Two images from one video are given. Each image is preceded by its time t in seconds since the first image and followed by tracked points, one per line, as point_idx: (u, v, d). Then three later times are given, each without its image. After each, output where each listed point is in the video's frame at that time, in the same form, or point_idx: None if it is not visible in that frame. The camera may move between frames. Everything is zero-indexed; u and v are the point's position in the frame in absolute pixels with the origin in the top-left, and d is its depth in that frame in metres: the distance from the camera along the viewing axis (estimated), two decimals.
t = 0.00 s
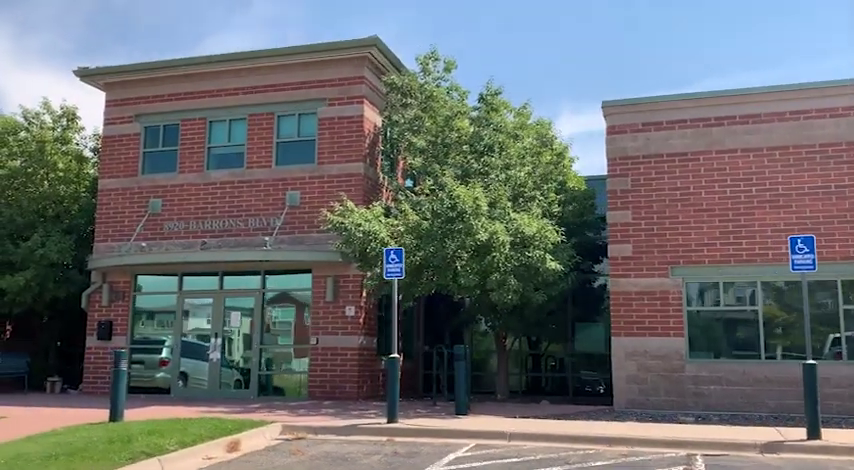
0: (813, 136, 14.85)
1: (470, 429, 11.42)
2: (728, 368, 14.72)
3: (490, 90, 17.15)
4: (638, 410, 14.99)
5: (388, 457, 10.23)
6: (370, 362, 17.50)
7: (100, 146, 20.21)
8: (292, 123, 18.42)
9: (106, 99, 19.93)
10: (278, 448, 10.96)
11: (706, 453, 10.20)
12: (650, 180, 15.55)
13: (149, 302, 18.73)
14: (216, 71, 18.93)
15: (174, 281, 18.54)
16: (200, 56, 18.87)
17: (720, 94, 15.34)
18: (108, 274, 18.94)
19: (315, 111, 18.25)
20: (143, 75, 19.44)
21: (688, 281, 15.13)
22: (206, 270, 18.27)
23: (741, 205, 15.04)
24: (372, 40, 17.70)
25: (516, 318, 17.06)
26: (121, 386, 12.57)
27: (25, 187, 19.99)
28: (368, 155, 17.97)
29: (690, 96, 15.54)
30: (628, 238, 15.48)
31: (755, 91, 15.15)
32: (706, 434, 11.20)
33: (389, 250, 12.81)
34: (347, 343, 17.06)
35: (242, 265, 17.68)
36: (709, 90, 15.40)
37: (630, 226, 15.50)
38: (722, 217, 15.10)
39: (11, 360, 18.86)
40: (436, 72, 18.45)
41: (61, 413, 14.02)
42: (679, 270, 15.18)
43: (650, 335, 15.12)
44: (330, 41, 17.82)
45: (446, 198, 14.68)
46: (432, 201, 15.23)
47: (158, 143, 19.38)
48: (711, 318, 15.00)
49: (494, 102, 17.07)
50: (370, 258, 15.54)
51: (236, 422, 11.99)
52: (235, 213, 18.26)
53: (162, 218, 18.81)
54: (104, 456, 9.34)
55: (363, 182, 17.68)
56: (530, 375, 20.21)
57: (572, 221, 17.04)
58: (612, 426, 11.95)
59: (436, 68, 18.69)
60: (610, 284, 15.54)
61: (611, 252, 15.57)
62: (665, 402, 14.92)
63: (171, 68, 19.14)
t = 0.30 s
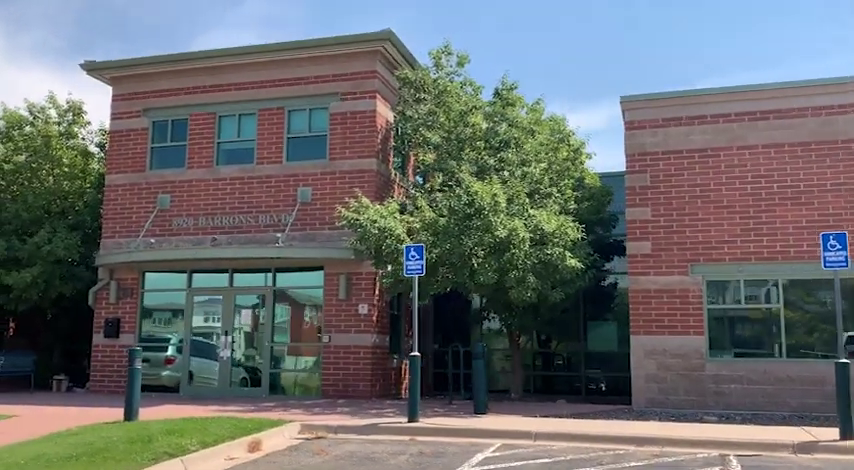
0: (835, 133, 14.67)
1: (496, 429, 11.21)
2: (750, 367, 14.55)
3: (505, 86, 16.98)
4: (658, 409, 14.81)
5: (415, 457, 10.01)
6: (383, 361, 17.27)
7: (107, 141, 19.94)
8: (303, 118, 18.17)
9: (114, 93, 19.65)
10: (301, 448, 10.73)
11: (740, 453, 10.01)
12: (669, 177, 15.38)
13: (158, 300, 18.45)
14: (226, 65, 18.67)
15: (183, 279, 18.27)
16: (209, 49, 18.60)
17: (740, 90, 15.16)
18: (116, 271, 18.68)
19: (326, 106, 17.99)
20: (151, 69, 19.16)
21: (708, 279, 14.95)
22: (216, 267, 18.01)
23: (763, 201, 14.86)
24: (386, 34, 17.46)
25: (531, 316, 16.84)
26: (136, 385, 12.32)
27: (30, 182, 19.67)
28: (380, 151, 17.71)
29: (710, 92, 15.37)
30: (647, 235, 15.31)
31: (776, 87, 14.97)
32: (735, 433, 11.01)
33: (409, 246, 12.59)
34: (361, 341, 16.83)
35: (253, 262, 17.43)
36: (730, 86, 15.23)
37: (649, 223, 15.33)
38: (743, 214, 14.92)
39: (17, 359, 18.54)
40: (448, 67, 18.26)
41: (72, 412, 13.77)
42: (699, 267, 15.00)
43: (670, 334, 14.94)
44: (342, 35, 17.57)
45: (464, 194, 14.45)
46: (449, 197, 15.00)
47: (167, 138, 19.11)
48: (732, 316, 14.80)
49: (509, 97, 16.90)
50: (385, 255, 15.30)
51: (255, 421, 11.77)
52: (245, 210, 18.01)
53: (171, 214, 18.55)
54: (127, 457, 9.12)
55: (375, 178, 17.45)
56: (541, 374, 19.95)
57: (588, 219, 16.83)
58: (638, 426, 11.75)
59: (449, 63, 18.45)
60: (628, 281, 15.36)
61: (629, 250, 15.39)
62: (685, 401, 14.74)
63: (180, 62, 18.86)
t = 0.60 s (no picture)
0: None
1: (523, 427, 11.05)
2: (772, 365, 14.41)
3: (522, 80, 16.77)
4: (678, 407, 14.65)
5: (445, 456, 9.83)
6: (397, 358, 17.08)
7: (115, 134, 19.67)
8: (316, 112, 17.95)
9: (122, 86, 19.37)
10: (326, 447, 10.55)
11: (774, 453, 9.86)
12: (690, 173, 15.22)
13: (168, 296, 18.23)
14: (238, 58, 18.43)
15: (194, 275, 18.08)
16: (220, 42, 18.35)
17: (762, 85, 14.99)
18: (125, 266, 18.42)
19: (339, 100, 17.77)
20: (161, 61, 18.90)
21: (729, 276, 14.81)
22: (228, 263, 17.79)
23: (785, 198, 14.70)
24: (401, 27, 17.24)
25: (546, 313, 16.67)
26: (153, 382, 12.09)
27: (38, 176, 19.36)
28: (395, 145, 17.51)
29: (731, 87, 15.19)
30: (668, 232, 15.15)
31: (798, 82, 14.81)
32: (765, 432, 10.86)
33: (431, 242, 12.37)
34: (375, 338, 16.64)
35: (265, 258, 17.21)
36: (751, 81, 15.06)
37: (670, 219, 15.18)
38: (764, 210, 14.77)
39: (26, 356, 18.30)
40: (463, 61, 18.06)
41: (87, 409, 13.54)
42: (720, 264, 14.86)
43: (690, 331, 14.79)
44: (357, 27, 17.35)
45: (483, 189, 14.25)
46: (468, 192, 14.78)
47: (177, 132, 18.85)
48: (753, 314, 14.67)
49: (527, 91, 16.69)
50: (402, 251, 15.06)
51: (277, 420, 11.57)
52: (257, 205, 17.79)
53: (181, 209, 18.30)
54: (154, 456, 8.91)
55: (390, 173, 17.23)
56: (551, 372, 19.77)
57: (605, 215, 16.65)
58: (666, 425, 11.59)
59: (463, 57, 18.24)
60: (648, 278, 15.19)
61: (649, 247, 15.22)
62: (706, 400, 14.59)
63: (190, 54, 18.60)
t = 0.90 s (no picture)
0: None
1: (550, 427, 10.86)
2: (793, 364, 14.26)
3: (538, 75, 16.50)
4: (698, 407, 14.50)
5: (474, 457, 9.64)
6: (410, 356, 16.87)
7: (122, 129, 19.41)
8: (327, 107, 17.71)
9: (130, 80, 19.11)
10: (350, 448, 10.35)
11: (809, 454, 9.70)
12: (709, 170, 15.05)
13: (177, 293, 17.96)
14: (248, 52, 18.18)
15: (204, 272, 17.81)
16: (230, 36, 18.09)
17: (783, 80, 14.83)
18: (133, 263, 18.16)
19: (352, 95, 17.54)
20: (170, 55, 18.64)
21: (750, 274, 14.65)
22: (239, 260, 17.55)
23: (806, 195, 14.54)
24: (415, 21, 17.02)
25: (561, 311, 16.48)
26: (169, 381, 11.84)
27: (43, 171, 19.11)
28: (408, 141, 17.29)
29: (751, 82, 15.02)
30: (687, 229, 14.99)
31: (820, 77, 14.64)
32: (795, 433, 10.71)
33: (453, 239, 12.15)
34: (389, 336, 16.43)
35: (277, 254, 16.98)
36: (772, 77, 14.88)
37: (689, 216, 15.01)
38: (785, 208, 14.60)
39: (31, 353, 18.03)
40: (475, 56, 17.82)
41: (100, 408, 13.31)
42: (740, 262, 14.71)
43: (710, 330, 14.63)
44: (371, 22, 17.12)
45: (502, 186, 14.05)
46: (486, 189, 14.56)
47: (186, 127, 18.59)
48: (774, 312, 14.52)
49: (545, 86, 16.44)
50: (418, 248, 14.82)
51: (298, 419, 11.37)
52: (268, 201, 17.55)
53: (191, 205, 18.05)
54: (179, 457, 8.71)
55: (403, 170, 17.02)
56: (561, 370, 19.61)
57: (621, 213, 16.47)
58: (693, 425, 11.43)
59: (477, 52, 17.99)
60: (666, 276, 15.03)
61: (667, 244, 15.06)
62: (726, 399, 14.43)
63: (201, 48, 18.35)
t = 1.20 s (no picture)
0: None
1: (579, 428, 10.65)
2: (816, 362, 14.11)
3: (554, 71, 16.33)
4: (720, 406, 14.33)
5: (506, 459, 9.44)
6: (425, 356, 16.65)
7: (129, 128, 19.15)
8: (339, 105, 17.49)
9: (137, 78, 18.84)
10: (377, 450, 10.14)
11: (847, 454, 9.54)
12: (729, 166, 14.88)
13: (188, 294, 17.72)
14: (258, 49, 17.93)
15: (215, 272, 17.57)
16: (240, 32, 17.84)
17: (803, 75, 14.67)
18: (142, 263, 17.90)
19: (364, 92, 17.33)
20: (178, 52, 18.39)
21: (771, 271, 14.48)
22: (250, 260, 17.31)
23: (828, 191, 14.39)
24: (429, 17, 16.81)
25: (579, 309, 16.27)
26: (188, 383, 11.61)
27: (49, 170, 18.85)
28: (421, 138, 17.07)
29: (771, 77, 14.85)
30: (707, 226, 14.81)
31: (841, 72, 14.48)
32: (829, 432, 10.54)
33: (476, 237, 11.93)
34: (404, 336, 16.21)
35: (290, 254, 16.74)
36: (792, 72, 14.72)
37: (709, 213, 14.84)
38: (807, 204, 14.45)
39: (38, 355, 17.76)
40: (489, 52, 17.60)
41: (114, 411, 13.07)
42: (762, 260, 14.54)
43: (732, 328, 14.46)
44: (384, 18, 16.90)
45: (522, 183, 13.84)
46: (505, 186, 14.34)
47: (194, 126, 18.33)
48: (796, 310, 14.36)
49: (562, 82, 16.26)
50: (435, 247, 14.60)
51: (321, 421, 11.15)
52: (279, 199, 17.32)
53: (200, 204, 17.80)
54: (208, 461, 8.50)
55: (417, 167, 16.81)
56: (574, 370, 19.41)
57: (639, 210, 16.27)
58: (722, 425, 11.25)
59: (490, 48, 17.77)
60: (686, 274, 14.85)
61: (687, 242, 14.89)
62: (749, 398, 14.27)
63: (210, 45, 18.11)
